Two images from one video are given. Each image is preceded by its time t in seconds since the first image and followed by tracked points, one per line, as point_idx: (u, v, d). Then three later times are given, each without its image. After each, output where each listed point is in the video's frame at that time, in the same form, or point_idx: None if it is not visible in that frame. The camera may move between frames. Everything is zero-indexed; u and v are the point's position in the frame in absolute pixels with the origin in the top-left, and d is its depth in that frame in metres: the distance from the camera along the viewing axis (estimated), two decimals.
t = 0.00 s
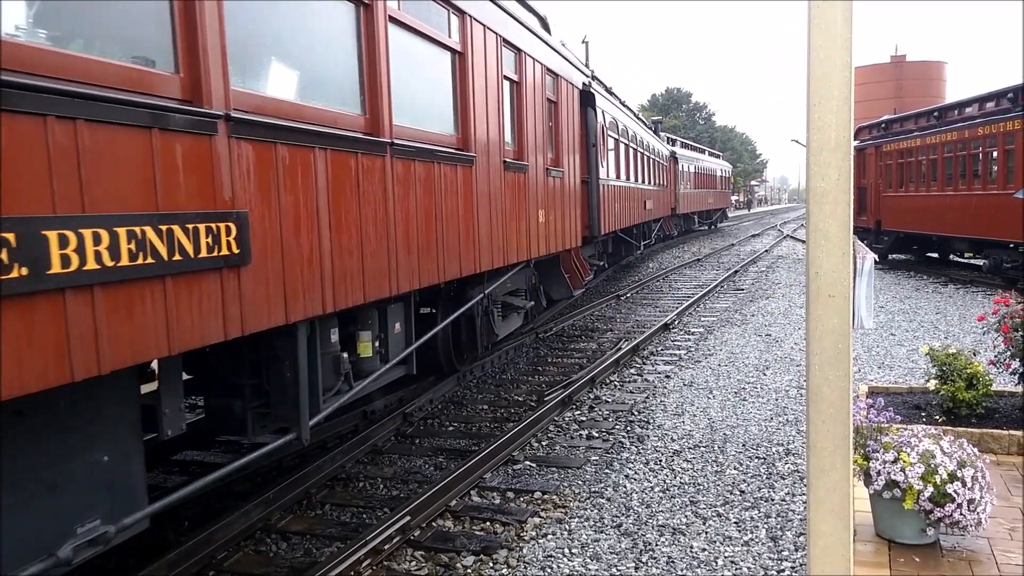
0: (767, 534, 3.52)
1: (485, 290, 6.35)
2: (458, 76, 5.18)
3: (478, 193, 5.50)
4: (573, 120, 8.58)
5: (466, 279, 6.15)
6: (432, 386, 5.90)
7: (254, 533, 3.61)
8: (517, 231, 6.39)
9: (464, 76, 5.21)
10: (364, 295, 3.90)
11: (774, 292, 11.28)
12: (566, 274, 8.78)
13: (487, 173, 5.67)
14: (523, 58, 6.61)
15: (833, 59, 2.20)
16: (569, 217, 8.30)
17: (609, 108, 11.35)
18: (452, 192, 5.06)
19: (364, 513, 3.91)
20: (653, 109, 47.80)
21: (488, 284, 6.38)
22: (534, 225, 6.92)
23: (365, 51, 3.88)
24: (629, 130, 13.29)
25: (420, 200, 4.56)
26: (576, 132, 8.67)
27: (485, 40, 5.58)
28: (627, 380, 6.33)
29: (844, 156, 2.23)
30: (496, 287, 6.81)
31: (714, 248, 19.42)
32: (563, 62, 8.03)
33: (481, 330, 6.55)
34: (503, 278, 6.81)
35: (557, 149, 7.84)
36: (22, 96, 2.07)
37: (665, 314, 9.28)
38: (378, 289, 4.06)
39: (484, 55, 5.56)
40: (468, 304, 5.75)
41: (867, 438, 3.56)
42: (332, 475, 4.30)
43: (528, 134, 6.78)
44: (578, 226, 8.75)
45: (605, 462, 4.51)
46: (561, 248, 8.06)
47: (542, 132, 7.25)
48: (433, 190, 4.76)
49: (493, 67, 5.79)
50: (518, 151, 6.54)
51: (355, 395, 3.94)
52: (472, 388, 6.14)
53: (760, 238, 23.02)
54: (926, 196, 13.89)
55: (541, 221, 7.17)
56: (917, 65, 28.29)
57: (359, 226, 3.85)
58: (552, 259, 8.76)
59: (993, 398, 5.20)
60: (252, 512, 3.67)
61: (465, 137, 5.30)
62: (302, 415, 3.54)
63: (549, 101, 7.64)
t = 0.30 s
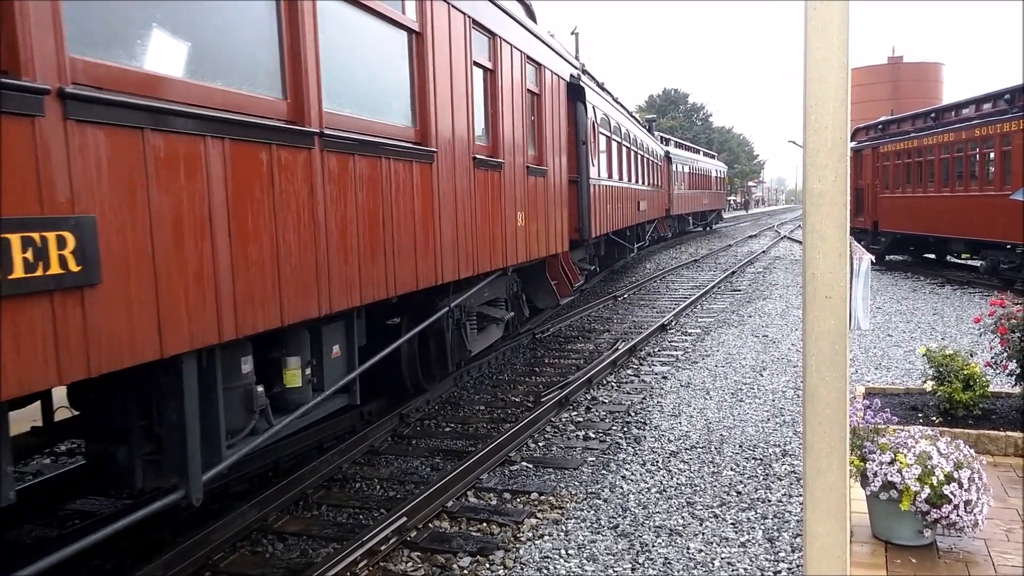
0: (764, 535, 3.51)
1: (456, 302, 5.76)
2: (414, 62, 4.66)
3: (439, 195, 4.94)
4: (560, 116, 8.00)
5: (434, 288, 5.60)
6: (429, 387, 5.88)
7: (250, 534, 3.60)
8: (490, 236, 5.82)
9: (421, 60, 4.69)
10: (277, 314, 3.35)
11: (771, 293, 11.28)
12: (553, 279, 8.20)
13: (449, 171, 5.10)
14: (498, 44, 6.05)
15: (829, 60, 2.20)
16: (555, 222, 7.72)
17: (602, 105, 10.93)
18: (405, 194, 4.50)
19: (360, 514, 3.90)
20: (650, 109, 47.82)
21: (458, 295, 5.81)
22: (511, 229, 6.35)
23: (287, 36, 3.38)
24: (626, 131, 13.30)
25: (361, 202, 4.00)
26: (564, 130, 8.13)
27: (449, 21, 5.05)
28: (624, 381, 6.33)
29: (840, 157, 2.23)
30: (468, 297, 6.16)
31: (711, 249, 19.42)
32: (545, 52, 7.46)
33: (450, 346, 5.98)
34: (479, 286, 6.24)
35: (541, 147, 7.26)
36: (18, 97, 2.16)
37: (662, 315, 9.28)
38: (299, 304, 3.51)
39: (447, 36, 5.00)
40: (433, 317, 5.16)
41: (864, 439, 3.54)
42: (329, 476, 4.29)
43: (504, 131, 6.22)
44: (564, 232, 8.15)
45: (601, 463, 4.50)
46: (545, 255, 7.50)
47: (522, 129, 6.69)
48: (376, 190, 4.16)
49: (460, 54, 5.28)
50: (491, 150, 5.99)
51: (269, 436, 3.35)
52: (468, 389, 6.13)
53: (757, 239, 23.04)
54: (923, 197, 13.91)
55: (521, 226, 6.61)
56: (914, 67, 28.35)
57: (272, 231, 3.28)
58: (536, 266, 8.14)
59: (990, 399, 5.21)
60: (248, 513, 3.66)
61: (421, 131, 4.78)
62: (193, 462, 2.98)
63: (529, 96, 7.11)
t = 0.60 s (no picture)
0: (763, 536, 3.51)
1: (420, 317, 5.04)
2: (361, 44, 3.87)
3: (393, 196, 4.16)
4: (546, 107, 7.24)
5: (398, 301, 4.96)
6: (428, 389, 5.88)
7: (249, 535, 3.60)
8: (460, 242, 5.07)
9: (368, 44, 3.89)
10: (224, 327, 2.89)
11: (771, 293, 11.27)
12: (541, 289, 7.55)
13: (406, 167, 4.32)
14: (471, 25, 5.28)
15: (827, 60, 2.20)
16: (540, 225, 6.96)
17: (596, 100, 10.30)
18: (346, 192, 3.70)
19: (359, 515, 3.89)
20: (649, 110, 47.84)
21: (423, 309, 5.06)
22: (486, 233, 5.59)
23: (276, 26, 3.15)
24: (625, 132, 13.32)
25: (279, 203, 3.20)
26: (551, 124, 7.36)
27: None
28: (623, 381, 6.33)
29: (839, 157, 2.23)
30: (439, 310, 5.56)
31: (711, 250, 19.39)
32: (528, 38, 6.66)
33: (416, 362, 5.32)
34: (450, 297, 5.52)
35: (522, 142, 6.51)
36: (39, 103, 2.15)
37: (661, 316, 9.27)
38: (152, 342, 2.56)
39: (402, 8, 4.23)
40: (387, 336, 4.37)
41: (863, 441, 3.53)
42: (328, 477, 4.29)
43: (478, 121, 5.45)
44: (551, 236, 7.39)
45: (600, 464, 4.49)
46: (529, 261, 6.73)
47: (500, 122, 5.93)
48: (259, 181, 3.08)
49: None
50: (462, 144, 5.22)
51: (144, 498, 2.67)
52: (468, 390, 6.12)
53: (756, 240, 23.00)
54: (922, 197, 13.90)
55: (499, 230, 5.86)
56: (914, 67, 28.33)
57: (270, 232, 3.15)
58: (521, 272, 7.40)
59: (989, 399, 5.20)
60: (248, 514, 3.66)
61: (369, 121, 3.96)
62: (17, 543, 2.26)
63: (509, 85, 6.33)
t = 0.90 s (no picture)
0: (763, 537, 3.51)
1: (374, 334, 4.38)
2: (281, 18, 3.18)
3: (326, 200, 3.46)
4: (527, 99, 6.57)
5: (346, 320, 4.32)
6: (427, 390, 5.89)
7: (249, 538, 3.60)
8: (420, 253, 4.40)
9: (290, 17, 3.19)
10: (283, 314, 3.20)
11: (770, 294, 11.27)
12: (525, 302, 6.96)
13: (343, 162, 3.61)
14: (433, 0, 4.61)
15: (824, 62, 2.20)
16: (518, 230, 6.27)
17: (586, 96, 9.74)
18: (259, 193, 3.03)
19: (359, 517, 3.90)
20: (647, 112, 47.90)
21: (378, 326, 4.41)
22: (453, 237, 4.90)
23: (281, 28, 3.17)
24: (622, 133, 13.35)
25: (254, 209, 3.01)
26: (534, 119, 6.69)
27: None
28: (623, 383, 6.33)
29: (836, 158, 2.24)
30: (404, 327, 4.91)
31: (709, 251, 19.40)
32: (506, 21, 5.95)
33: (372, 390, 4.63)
34: (413, 310, 4.86)
35: (498, 138, 5.84)
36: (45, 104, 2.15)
37: (660, 317, 9.28)
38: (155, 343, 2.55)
39: None
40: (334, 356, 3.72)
41: (862, 441, 3.54)
42: (327, 479, 4.29)
43: (443, 112, 4.78)
44: (535, 243, 6.73)
45: (600, 466, 4.50)
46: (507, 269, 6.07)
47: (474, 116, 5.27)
48: (123, 179, 2.39)
49: None
50: (422, 138, 4.53)
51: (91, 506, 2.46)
52: (467, 391, 6.13)
53: (755, 241, 23.02)
54: (921, 197, 13.91)
55: (470, 234, 5.18)
56: (912, 68, 28.36)
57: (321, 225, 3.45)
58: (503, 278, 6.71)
59: (988, 399, 5.20)
60: (247, 516, 3.66)
61: (293, 103, 3.27)
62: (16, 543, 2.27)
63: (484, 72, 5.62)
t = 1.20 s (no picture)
0: (762, 537, 3.51)
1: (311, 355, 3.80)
2: None
3: (229, 196, 2.85)
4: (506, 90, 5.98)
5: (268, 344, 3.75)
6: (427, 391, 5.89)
7: (249, 540, 3.60)
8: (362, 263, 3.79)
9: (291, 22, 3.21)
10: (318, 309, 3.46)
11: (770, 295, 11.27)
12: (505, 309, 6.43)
13: (249, 158, 2.99)
14: None
15: (823, 62, 2.20)
16: (491, 235, 5.62)
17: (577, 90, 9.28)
18: (193, 193, 2.67)
19: (359, 518, 3.90)
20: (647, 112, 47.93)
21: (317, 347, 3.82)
22: (407, 243, 4.28)
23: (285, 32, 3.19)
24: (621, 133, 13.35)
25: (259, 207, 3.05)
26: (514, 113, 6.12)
27: None
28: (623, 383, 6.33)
29: (835, 158, 2.24)
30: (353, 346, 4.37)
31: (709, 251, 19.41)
32: None
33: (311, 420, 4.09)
34: (362, 328, 4.37)
35: (469, 132, 5.25)
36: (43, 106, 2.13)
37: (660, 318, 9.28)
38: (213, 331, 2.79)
39: None
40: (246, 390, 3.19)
41: (861, 441, 3.54)
42: (327, 481, 4.29)
43: (397, 101, 4.19)
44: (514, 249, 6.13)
45: (600, 466, 4.50)
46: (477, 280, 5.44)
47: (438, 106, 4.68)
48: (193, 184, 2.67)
49: None
50: (365, 131, 3.94)
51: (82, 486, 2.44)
52: (467, 392, 6.13)
53: (755, 241, 23.04)
54: (921, 197, 13.91)
55: (430, 239, 4.58)
56: (912, 68, 28.39)
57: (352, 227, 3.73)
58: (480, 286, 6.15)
59: (988, 400, 5.20)
60: (247, 518, 3.66)
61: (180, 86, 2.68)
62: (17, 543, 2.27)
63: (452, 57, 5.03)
